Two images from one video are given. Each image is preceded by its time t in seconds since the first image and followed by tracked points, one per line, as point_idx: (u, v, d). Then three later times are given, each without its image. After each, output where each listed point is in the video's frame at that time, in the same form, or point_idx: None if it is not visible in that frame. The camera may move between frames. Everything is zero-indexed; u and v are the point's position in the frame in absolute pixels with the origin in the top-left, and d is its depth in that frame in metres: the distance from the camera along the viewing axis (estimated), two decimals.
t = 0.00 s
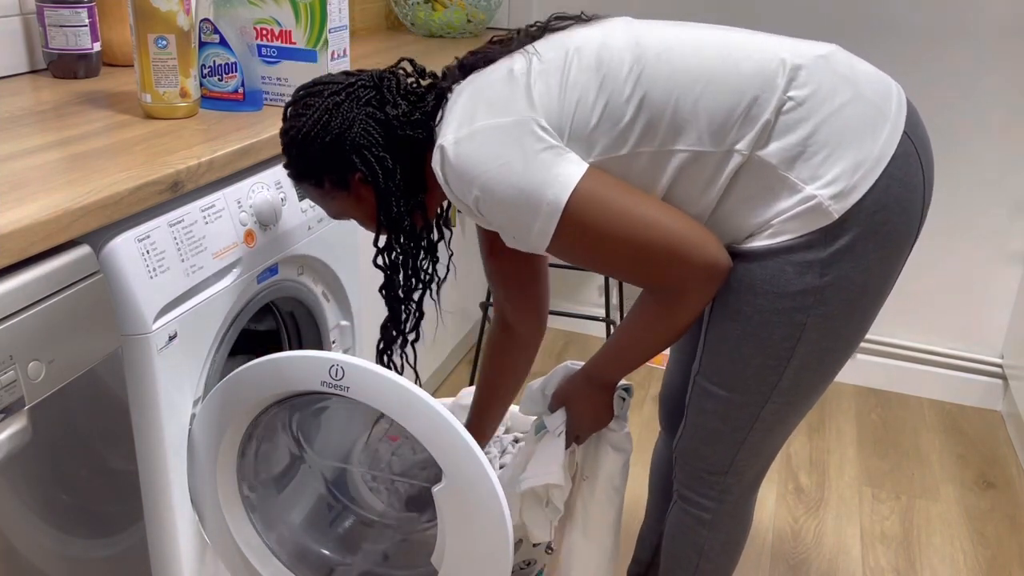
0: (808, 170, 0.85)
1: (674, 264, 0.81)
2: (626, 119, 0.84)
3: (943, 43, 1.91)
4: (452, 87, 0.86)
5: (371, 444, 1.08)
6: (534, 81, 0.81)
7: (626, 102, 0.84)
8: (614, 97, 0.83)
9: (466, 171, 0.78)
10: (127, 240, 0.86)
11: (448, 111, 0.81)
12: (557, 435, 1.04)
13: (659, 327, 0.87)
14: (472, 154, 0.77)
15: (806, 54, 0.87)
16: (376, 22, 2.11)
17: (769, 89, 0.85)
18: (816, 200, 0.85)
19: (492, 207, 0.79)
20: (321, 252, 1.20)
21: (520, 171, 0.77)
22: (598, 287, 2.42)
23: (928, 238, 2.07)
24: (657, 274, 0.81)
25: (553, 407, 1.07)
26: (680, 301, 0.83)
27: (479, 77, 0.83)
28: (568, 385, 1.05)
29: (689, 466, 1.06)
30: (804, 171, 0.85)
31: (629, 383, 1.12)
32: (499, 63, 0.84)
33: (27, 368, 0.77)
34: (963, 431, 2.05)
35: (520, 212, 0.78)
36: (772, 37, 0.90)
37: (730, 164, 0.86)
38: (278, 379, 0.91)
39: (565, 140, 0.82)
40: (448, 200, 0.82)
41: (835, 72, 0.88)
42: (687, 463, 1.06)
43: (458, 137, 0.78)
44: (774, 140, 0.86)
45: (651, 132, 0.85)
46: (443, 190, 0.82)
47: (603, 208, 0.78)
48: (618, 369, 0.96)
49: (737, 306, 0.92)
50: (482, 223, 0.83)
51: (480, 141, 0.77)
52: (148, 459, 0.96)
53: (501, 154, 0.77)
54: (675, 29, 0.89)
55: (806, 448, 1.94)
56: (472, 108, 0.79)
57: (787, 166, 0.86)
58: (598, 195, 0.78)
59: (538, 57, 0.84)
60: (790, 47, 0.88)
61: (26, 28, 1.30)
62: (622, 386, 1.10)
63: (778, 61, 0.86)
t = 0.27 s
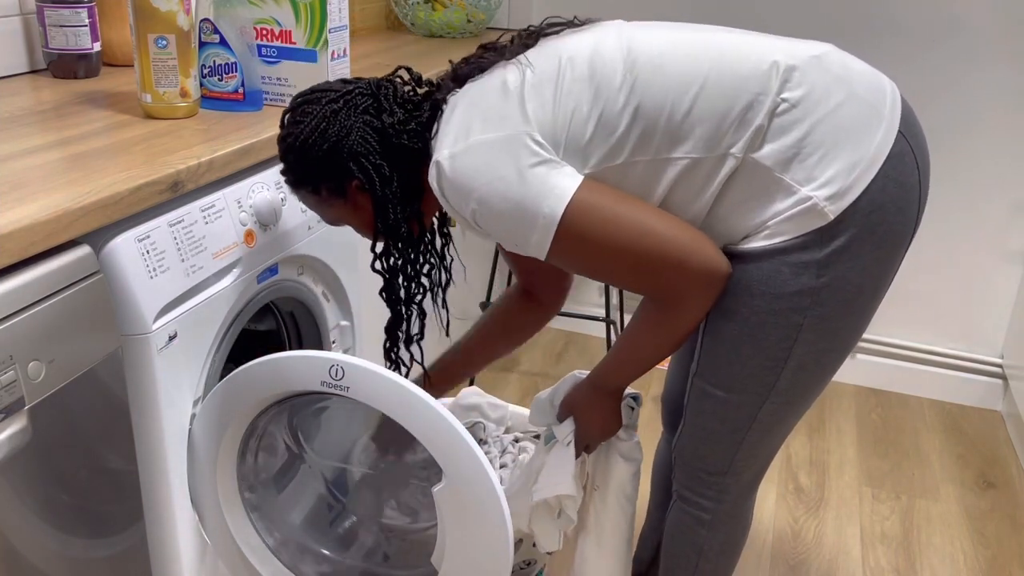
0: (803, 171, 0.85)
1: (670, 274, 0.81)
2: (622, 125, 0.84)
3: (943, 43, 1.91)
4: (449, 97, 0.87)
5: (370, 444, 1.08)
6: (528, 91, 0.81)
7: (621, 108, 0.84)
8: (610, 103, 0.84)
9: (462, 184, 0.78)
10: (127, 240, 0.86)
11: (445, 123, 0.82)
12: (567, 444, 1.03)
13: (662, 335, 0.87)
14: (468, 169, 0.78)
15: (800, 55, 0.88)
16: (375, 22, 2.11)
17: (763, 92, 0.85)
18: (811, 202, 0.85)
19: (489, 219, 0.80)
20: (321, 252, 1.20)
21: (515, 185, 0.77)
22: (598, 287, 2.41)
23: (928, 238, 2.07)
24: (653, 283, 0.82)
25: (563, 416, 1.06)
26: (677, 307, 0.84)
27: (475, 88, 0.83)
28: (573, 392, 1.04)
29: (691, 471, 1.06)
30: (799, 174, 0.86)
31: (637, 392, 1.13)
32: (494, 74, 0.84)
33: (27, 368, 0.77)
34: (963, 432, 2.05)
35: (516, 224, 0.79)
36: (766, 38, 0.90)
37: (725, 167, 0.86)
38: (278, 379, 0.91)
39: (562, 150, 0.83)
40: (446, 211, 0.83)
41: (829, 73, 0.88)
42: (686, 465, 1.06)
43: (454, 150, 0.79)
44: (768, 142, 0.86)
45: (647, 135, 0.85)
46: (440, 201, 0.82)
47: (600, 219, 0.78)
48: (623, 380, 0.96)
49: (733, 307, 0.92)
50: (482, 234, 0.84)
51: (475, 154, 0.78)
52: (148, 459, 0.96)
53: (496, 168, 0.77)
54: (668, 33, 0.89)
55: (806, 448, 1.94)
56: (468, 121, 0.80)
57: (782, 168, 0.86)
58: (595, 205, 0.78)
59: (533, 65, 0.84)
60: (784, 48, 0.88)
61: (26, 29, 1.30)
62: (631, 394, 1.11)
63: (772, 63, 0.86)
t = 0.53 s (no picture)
0: (799, 167, 0.85)
1: (664, 262, 0.81)
2: (619, 117, 0.84)
3: (943, 44, 1.91)
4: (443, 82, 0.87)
5: (369, 444, 1.07)
6: (528, 77, 0.81)
7: (619, 100, 0.84)
8: (608, 96, 0.83)
9: (460, 168, 0.78)
10: (127, 240, 0.86)
11: (442, 105, 0.81)
12: (556, 431, 1.03)
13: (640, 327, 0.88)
14: (465, 154, 0.77)
15: (798, 52, 0.87)
16: (375, 22, 2.11)
17: (759, 89, 0.85)
18: (806, 198, 0.85)
19: (485, 205, 0.80)
20: (321, 252, 1.19)
21: (512, 172, 0.77)
22: (598, 287, 2.42)
23: (928, 238, 2.07)
24: (646, 271, 0.82)
25: (552, 405, 1.07)
26: (667, 295, 0.84)
27: (472, 72, 0.82)
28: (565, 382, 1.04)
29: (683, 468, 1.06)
30: (795, 170, 0.86)
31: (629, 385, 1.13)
32: (492, 58, 0.84)
33: (27, 368, 0.77)
34: (963, 431, 2.05)
35: (512, 210, 0.78)
36: (764, 34, 0.90)
37: (721, 162, 0.86)
38: (278, 379, 0.91)
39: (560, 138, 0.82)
40: (440, 194, 0.83)
41: (826, 71, 0.88)
42: (679, 462, 1.06)
43: (453, 133, 0.78)
44: (764, 138, 0.86)
45: (643, 129, 0.85)
46: (434, 185, 0.82)
47: (598, 207, 0.79)
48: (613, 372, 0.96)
49: (726, 304, 0.92)
50: (474, 218, 0.84)
51: (474, 138, 0.77)
52: (148, 459, 0.96)
53: (496, 152, 0.77)
54: (666, 26, 0.88)
55: (806, 448, 1.95)
56: (466, 104, 0.79)
57: (778, 164, 0.86)
58: (592, 193, 0.79)
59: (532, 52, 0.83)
60: (782, 45, 0.88)
61: (26, 29, 1.30)
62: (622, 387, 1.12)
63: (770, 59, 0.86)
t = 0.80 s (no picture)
0: (796, 172, 0.86)
1: (662, 293, 0.84)
2: (613, 142, 0.84)
3: (943, 43, 1.91)
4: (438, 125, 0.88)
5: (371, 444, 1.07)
6: (521, 113, 0.81)
7: (611, 124, 0.84)
8: (599, 119, 0.84)
9: (460, 208, 0.78)
10: (127, 240, 0.86)
11: (438, 149, 0.82)
12: (578, 457, 1.11)
13: (653, 351, 0.92)
14: (465, 197, 0.78)
15: (785, 61, 0.89)
16: (376, 22, 2.11)
17: (749, 97, 0.86)
18: (808, 198, 0.85)
19: (486, 242, 0.80)
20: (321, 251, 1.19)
21: (514, 212, 0.78)
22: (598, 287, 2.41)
23: (928, 237, 2.07)
24: (647, 304, 0.84)
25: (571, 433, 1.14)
26: (669, 322, 0.88)
27: (465, 115, 0.83)
28: (586, 409, 1.12)
29: (660, 461, 1.04)
30: (793, 175, 0.86)
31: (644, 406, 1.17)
32: (483, 100, 0.85)
33: (27, 368, 0.77)
34: (963, 431, 2.05)
35: (514, 246, 0.79)
36: (745, 47, 0.91)
37: (718, 175, 0.87)
38: (278, 380, 0.91)
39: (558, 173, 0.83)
40: (439, 235, 0.83)
41: (814, 76, 0.89)
42: (656, 457, 1.04)
43: (450, 174, 0.78)
44: (757, 146, 0.86)
45: (636, 153, 0.85)
46: (433, 227, 0.82)
47: (595, 239, 0.80)
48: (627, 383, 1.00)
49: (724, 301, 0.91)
50: (477, 257, 0.84)
51: (472, 178, 0.78)
52: (148, 459, 0.96)
53: (494, 190, 0.77)
54: (650, 49, 0.90)
55: (806, 448, 1.94)
56: (461, 146, 0.80)
57: (774, 169, 0.86)
58: (593, 224, 0.80)
59: (519, 87, 0.84)
60: (769, 57, 0.89)
61: (26, 29, 1.30)
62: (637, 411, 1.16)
63: (757, 70, 0.87)
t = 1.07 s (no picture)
0: (787, 185, 0.87)
1: (656, 328, 0.83)
2: (602, 178, 0.85)
3: (943, 43, 1.91)
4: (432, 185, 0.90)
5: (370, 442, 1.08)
6: (505, 160, 0.84)
7: (599, 161, 0.86)
8: (586, 157, 0.85)
9: (446, 249, 0.79)
10: (128, 240, 0.86)
11: (428, 201, 0.84)
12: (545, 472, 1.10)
13: (643, 378, 0.92)
14: (453, 236, 0.79)
15: (766, 95, 0.91)
16: (375, 21, 2.11)
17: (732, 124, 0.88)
18: (806, 209, 0.86)
19: (478, 282, 0.80)
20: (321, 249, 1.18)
21: (502, 244, 0.78)
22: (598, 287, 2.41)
23: (928, 237, 2.07)
24: (642, 337, 0.84)
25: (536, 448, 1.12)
26: (664, 357, 0.88)
27: (455, 171, 0.86)
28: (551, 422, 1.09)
29: (625, 469, 1.02)
30: (787, 191, 0.87)
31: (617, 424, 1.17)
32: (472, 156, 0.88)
33: (27, 368, 0.77)
34: (963, 432, 2.05)
35: (503, 282, 0.79)
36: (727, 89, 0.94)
37: (713, 200, 0.87)
38: (277, 379, 0.91)
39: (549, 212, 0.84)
40: (437, 283, 0.84)
41: (788, 102, 0.91)
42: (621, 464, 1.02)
43: (437, 220, 0.81)
44: (745, 166, 0.87)
45: (627, 187, 0.85)
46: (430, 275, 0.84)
47: (590, 271, 0.79)
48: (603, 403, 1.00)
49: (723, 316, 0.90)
50: (478, 300, 0.84)
51: (456, 219, 0.79)
52: (148, 458, 0.96)
53: (478, 228, 0.78)
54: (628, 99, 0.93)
55: (806, 449, 1.94)
56: (448, 195, 0.82)
57: (766, 184, 0.87)
58: (589, 256, 0.80)
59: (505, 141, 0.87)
60: (751, 93, 0.92)
61: (26, 28, 1.30)
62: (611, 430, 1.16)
63: (736, 103, 0.90)
